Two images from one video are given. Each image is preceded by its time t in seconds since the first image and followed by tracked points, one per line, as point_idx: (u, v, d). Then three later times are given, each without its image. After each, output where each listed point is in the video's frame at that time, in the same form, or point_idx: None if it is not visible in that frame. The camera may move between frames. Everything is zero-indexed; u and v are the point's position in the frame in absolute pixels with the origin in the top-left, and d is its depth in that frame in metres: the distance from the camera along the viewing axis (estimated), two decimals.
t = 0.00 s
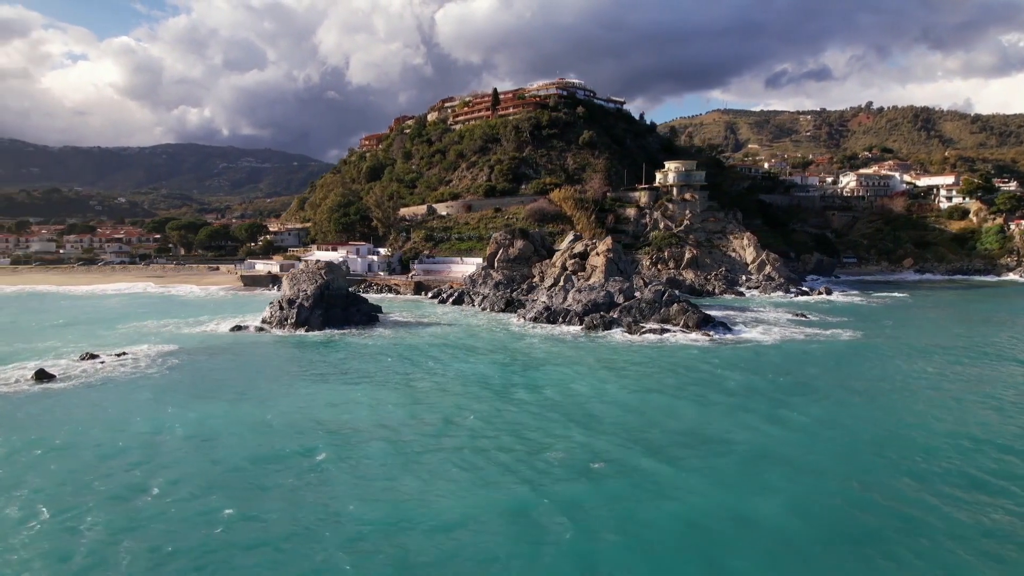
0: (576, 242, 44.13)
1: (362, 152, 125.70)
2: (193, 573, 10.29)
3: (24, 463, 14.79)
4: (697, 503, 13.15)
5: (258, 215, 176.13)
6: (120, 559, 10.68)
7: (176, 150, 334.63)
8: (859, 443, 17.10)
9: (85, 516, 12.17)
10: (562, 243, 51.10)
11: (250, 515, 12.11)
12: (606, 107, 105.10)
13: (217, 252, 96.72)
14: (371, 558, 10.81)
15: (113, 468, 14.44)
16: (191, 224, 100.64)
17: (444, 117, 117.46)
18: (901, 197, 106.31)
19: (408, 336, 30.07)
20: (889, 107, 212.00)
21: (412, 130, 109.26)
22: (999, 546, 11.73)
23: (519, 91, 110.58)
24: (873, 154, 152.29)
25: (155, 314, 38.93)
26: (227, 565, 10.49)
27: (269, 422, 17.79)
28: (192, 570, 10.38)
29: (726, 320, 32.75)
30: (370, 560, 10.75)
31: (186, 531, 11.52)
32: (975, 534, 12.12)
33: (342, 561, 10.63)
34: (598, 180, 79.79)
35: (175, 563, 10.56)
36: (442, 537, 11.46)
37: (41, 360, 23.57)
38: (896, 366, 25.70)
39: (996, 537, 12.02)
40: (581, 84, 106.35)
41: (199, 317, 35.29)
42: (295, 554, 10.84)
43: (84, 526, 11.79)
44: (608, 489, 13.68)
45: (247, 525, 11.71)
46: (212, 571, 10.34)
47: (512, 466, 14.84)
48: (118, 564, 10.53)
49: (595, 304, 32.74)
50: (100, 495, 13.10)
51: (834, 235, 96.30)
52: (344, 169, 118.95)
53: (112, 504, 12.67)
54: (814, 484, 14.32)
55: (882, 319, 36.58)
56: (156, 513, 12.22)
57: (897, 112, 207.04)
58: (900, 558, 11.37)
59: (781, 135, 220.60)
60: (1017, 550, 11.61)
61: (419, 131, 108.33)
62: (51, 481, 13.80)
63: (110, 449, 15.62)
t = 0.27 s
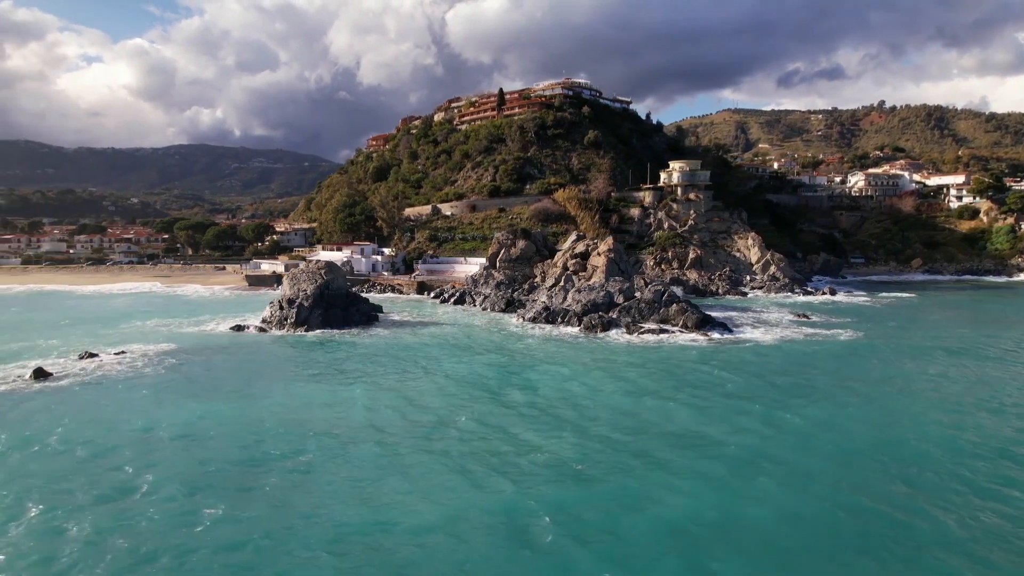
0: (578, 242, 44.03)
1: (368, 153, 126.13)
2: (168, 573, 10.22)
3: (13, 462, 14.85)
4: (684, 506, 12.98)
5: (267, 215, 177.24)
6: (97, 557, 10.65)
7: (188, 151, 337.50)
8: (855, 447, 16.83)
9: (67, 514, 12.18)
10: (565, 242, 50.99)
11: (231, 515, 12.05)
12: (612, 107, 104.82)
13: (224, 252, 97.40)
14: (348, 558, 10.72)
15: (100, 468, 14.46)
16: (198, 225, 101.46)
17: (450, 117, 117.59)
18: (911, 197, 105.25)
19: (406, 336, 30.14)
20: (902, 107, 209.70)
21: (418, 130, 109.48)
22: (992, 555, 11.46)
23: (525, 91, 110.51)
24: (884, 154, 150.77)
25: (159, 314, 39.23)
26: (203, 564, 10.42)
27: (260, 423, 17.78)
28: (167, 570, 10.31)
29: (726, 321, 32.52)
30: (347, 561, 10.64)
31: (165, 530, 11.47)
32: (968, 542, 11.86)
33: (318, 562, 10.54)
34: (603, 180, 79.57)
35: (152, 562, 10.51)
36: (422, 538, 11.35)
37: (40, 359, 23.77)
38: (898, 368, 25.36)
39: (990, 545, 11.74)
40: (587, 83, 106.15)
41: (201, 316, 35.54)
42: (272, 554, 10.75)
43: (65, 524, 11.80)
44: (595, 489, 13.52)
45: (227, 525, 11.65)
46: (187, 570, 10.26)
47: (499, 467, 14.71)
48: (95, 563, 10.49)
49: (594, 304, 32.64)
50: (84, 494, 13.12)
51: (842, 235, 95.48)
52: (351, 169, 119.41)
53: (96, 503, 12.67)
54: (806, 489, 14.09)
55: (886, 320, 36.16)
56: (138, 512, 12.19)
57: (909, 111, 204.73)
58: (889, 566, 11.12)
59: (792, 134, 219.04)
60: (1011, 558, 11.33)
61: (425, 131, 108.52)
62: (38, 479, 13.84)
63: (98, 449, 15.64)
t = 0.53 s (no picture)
0: (579, 242, 43.92)
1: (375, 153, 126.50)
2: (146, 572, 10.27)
3: (4, 460, 14.98)
4: (669, 509, 12.84)
5: (276, 215, 178.19)
6: (77, 555, 10.72)
7: (198, 152, 340.15)
8: (850, 450, 16.62)
9: (52, 511, 12.27)
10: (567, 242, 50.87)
11: (215, 515, 12.10)
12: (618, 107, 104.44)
13: (231, 252, 98.04)
14: (329, 557, 10.75)
15: (89, 467, 14.55)
16: (206, 225, 102.30)
17: (456, 117, 117.67)
18: (920, 196, 104.18)
19: (404, 336, 30.23)
20: (915, 106, 207.38)
21: (424, 131, 109.65)
22: (981, 564, 11.24)
23: (530, 91, 110.41)
24: (896, 153, 149.21)
25: (162, 313, 39.53)
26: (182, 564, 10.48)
27: (253, 421, 17.89)
28: (149, 566, 10.45)
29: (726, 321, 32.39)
30: (326, 560, 10.67)
31: (149, 530, 11.55)
32: (957, 551, 11.64)
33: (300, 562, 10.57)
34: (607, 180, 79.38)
35: (133, 561, 10.58)
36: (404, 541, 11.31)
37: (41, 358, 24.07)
38: (898, 370, 25.06)
39: (979, 554, 11.53)
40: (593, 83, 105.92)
41: (203, 316, 35.78)
42: (252, 555, 10.75)
43: (49, 521, 11.90)
44: (581, 493, 13.41)
45: (207, 527, 11.66)
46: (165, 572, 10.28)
47: (486, 469, 14.66)
48: (77, 561, 10.57)
49: (593, 305, 32.56)
50: (72, 492, 13.21)
51: (849, 235, 94.66)
52: (357, 169, 119.84)
53: (83, 501, 12.76)
54: (796, 494, 13.88)
55: (889, 321, 35.76)
56: (121, 512, 12.25)
57: (922, 110, 202.42)
58: (869, 569, 11.07)
59: (803, 134, 217.44)
60: (1000, 569, 11.12)
61: (431, 132, 108.70)
62: (27, 476, 13.97)
63: (89, 447, 15.78)
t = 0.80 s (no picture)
0: (580, 242, 43.83)
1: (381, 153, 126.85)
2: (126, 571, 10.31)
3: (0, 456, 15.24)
4: (654, 512, 12.76)
5: (285, 215, 179.18)
6: (61, 552, 10.79)
7: (209, 152, 342.73)
8: (844, 454, 16.44)
9: (39, 508, 12.36)
10: (569, 242, 50.77)
11: (199, 515, 12.15)
12: (623, 107, 104.12)
13: (238, 252, 98.65)
14: (309, 557, 10.76)
15: (80, 464, 14.67)
16: (214, 225, 103.07)
17: (462, 117, 117.74)
18: (929, 196, 103.13)
19: (402, 336, 30.30)
20: (928, 104, 205.07)
21: (430, 131, 109.82)
22: (963, 566, 11.21)
23: (536, 91, 110.26)
24: (907, 153, 147.69)
25: (165, 312, 39.81)
26: (162, 563, 10.51)
27: (247, 421, 17.97)
28: (133, 560, 10.62)
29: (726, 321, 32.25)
30: (305, 560, 10.67)
31: (132, 528, 11.62)
32: (940, 553, 11.62)
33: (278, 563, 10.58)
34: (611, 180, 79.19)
35: (114, 559, 10.64)
36: (386, 542, 11.29)
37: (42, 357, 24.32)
38: (898, 372, 24.80)
39: (961, 556, 11.50)
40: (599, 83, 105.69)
41: (205, 316, 36.02)
42: (232, 555, 10.78)
43: (36, 517, 12.02)
44: (567, 496, 13.33)
45: (190, 526, 11.71)
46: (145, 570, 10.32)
47: (474, 470, 14.63)
48: (59, 558, 10.63)
49: (592, 305, 32.49)
50: (60, 489, 13.32)
51: (857, 235, 93.88)
52: (364, 169, 120.21)
53: (72, 498, 12.86)
54: (785, 497, 13.74)
55: (893, 322, 35.40)
56: (107, 510, 12.34)
57: (935, 108, 200.14)
58: (849, 570, 11.08)
59: (813, 134, 215.75)
60: None
61: (437, 132, 108.86)
62: (18, 472, 14.11)
63: (82, 445, 15.90)
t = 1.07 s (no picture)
0: (581, 241, 43.76)
1: (387, 154, 127.17)
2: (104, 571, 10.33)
3: None
4: (639, 515, 12.64)
5: (294, 215, 180.20)
6: (39, 552, 10.84)
7: (219, 153, 345.17)
8: (837, 456, 16.22)
9: (24, 507, 12.45)
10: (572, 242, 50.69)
11: (180, 515, 12.15)
12: (629, 107, 103.76)
13: (244, 252, 99.28)
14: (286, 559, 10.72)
15: (69, 464, 14.75)
16: (221, 225, 103.87)
17: (468, 117, 117.81)
18: (938, 195, 102.16)
19: (400, 336, 30.39)
20: (940, 103, 202.83)
21: (435, 131, 109.95)
22: (944, 567, 11.19)
23: (542, 91, 110.08)
24: (918, 152, 146.18)
25: (168, 312, 40.10)
26: (138, 564, 10.51)
27: (238, 421, 18.03)
28: (117, 555, 10.79)
29: (725, 321, 32.13)
30: (283, 562, 10.66)
31: (113, 528, 11.65)
32: (921, 554, 11.60)
33: (255, 564, 10.55)
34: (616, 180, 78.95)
35: (93, 559, 10.68)
36: (365, 544, 11.26)
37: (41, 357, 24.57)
38: (900, 373, 24.49)
39: (943, 558, 11.46)
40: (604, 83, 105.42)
41: (206, 315, 36.25)
42: (210, 556, 10.76)
43: (19, 517, 12.08)
44: (552, 498, 13.24)
45: (171, 526, 11.73)
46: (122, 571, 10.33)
47: (460, 471, 14.57)
48: (38, 557, 10.68)
49: (591, 305, 32.43)
50: (47, 488, 13.42)
51: (865, 235, 93.00)
52: (370, 169, 120.57)
53: (58, 498, 12.93)
54: (774, 501, 13.58)
55: (897, 323, 34.99)
56: (91, 510, 12.39)
57: (948, 107, 197.87)
58: (827, 569, 11.14)
59: (823, 133, 214.21)
60: None
61: (442, 133, 109.01)
62: (7, 471, 14.24)
63: (73, 444, 16.01)
